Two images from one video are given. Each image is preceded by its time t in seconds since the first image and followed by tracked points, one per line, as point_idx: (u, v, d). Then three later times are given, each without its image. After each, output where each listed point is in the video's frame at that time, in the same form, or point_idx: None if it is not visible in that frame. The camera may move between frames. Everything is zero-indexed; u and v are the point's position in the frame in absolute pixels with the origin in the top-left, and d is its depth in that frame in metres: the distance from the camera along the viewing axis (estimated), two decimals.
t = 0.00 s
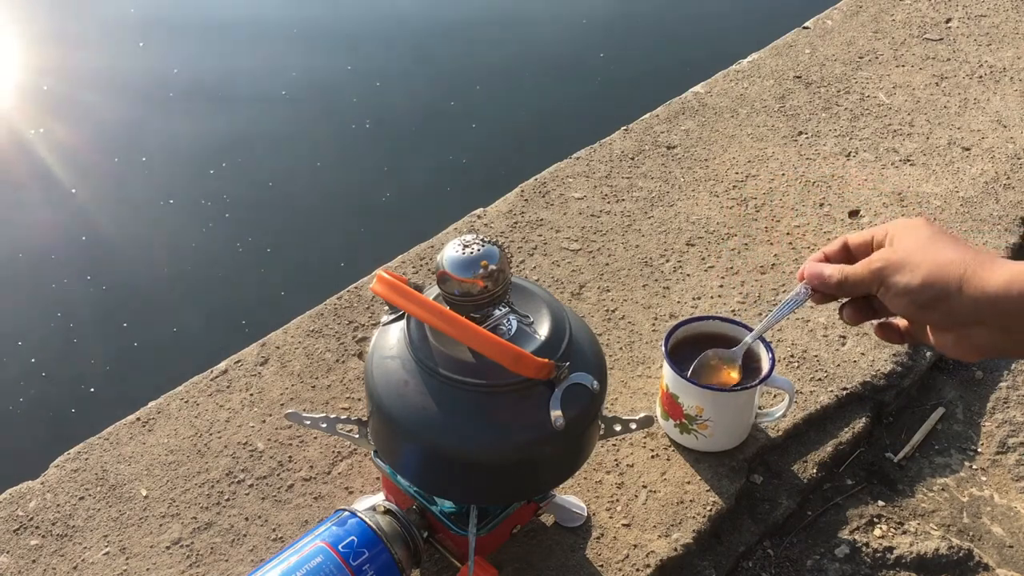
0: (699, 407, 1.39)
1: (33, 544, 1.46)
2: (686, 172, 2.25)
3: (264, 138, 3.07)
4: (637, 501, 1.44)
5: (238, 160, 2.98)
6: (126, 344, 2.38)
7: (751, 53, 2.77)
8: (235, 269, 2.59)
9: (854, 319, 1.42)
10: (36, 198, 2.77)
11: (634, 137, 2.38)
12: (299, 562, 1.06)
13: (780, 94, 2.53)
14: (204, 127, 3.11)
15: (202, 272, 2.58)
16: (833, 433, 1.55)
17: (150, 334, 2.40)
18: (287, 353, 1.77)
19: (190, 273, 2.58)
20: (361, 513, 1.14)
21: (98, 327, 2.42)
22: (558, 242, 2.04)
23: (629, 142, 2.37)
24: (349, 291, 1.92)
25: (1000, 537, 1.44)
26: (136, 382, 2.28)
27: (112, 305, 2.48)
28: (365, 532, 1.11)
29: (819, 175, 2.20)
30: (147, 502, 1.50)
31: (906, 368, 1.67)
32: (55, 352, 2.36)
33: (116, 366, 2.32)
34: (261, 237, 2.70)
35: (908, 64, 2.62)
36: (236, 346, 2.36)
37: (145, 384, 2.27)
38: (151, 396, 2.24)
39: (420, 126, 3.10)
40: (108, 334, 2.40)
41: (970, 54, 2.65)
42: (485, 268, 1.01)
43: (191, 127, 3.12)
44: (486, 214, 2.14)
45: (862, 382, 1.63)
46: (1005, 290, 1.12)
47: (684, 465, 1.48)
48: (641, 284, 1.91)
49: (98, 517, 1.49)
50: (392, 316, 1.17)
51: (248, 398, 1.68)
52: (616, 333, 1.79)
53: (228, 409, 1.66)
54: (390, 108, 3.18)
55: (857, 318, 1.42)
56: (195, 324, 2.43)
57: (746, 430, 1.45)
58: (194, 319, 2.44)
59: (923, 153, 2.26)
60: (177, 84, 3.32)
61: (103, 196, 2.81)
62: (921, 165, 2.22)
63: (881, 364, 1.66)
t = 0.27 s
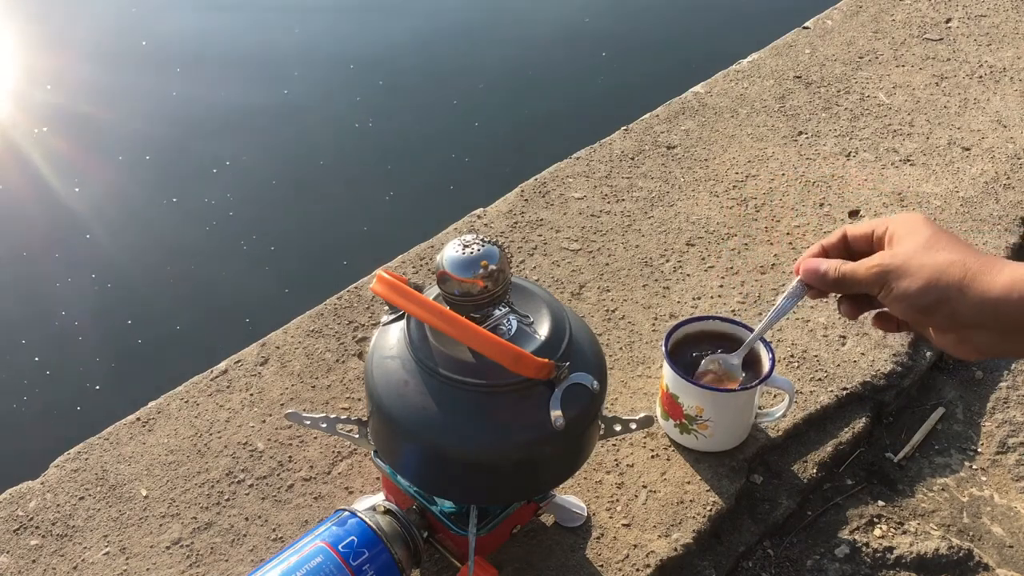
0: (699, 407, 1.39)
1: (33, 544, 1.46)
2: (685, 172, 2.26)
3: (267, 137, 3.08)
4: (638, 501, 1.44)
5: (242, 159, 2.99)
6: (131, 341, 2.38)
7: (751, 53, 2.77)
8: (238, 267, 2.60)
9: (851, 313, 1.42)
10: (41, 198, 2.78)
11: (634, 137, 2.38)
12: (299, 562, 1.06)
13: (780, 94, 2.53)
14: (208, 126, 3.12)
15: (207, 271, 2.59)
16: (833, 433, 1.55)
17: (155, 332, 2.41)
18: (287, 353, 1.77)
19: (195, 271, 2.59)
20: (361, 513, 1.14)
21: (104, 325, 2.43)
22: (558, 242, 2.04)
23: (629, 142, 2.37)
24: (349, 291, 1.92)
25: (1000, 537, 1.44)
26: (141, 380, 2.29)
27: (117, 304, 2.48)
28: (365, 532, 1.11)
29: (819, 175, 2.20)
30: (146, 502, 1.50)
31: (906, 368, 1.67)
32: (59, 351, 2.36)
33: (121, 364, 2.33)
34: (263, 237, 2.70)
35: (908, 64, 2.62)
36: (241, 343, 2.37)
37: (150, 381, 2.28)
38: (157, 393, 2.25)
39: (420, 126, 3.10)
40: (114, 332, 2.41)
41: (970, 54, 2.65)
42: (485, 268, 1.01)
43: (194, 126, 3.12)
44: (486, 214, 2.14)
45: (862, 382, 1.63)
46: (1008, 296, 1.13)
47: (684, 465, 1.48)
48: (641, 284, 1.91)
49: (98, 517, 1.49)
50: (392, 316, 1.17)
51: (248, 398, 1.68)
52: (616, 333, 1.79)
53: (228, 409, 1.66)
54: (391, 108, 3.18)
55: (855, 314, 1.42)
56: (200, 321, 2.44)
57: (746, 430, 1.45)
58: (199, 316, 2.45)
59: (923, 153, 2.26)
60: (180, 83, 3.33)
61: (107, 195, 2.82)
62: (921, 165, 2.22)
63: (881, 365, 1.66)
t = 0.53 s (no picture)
0: (699, 407, 1.39)
1: (33, 544, 1.46)
2: (685, 172, 2.26)
3: (270, 136, 3.08)
4: (638, 501, 1.44)
5: (245, 158, 2.99)
6: (135, 339, 2.39)
7: (751, 53, 2.77)
8: (241, 265, 2.60)
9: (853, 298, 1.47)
10: (44, 196, 2.78)
11: (634, 137, 2.38)
12: (299, 562, 1.06)
13: (780, 94, 2.53)
14: (210, 125, 3.13)
15: (210, 269, 2.60)
16: (833, 433, 1.55)
17: (158, 330, 2.42)
18: (287, 353, 1.77)
19: (199, 269, 2.59)
20: (361, 513, 1.14)
21: (107, 323, 2.43)
22: (558, 242, 2.04)
23: (629, 142, 2.37)
24: (349, 291, 1.92)
25: (1000, 537, 1.44)
26: (145, 378, 2.29)
27: (120, 302, 2.49)
28: (365, 532, 1.11)
29: (819, 175, 2.20)
30: (147, 502, 1.50)
31: (906, 368, 1.67)
32: (63, 348, 2.36)
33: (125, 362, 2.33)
34: (265, 235, 2.70)
35: (909, 64, 2.62)
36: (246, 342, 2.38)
37: (154, 379, 2.28)
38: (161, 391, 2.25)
39: (420, 126, 3.10)
40: (118, 330, 2.41)
41: (970, 54, 2.65)
42: (485, 268, 1.01)
43: (196, 124, 3.13)
44: (486, 214, 2.14)
45: (862, 383, 1.63)
46: (1014, 286, 1.17)
47: (684, 465, 1.48)
48: (641, 284, 1.91)
49: (98, 517, 1.49)
50: (392, 316, 1.17)
51: (248, 398, 1.68)
52: (616, 333, 1.79)
53: (228, 409, 1.66)
54: (391, 108, 3.18)
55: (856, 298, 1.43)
56: (203, 319, 2.44)
57: (746, 430, 1.45)
58: (203, 314, 2.46)
59: (923, 153, 2.26)
60: (182, 82, 3.33)
61: (110, 193, 2.83)
62: (921, 165, 2.22)
63: (881, 365, 1.66)
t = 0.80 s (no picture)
0: (699, 407, 1.39)
1: (33, 544, 1.46)
2: (686, 172, 2.26)
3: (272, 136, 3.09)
4: (637, 501, 1.44)
5: (248, 157, 3.00)
6: (139, 337, 2.40)
7: (751, 53, 2.77)
8: (244, 264, 2.61)
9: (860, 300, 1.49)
10: (48, 195, 2.79)
11: (634, 137, 2.38)
12: (298, 562, 1.06)
13: (780, 94, 2.53)
14: (213, 124, 3.14)
15: (214, 267, 2.60)
16: (833, 433, 1.55)
17: (162, 328, 2.42)
18: (287, 353, 1.77)
19: (202, 268, 2.60)
20: (361, 513, 1.14)
21: (112, 322, 2.44)
22: (558, 242, 2.04)
23: (629, 142, 2.37)
24: (349, 291, 1.92)
25: (1000, 537, 1.44)
26: (149, 376, 2.30)
27: (124, 300, 2.49)
28: (365, 532, 1.11)
29: (819, 175, 2.20)
30: (147, 502, 1.50)
31: (906, 368, 1.67)
32: (67, 347, 2.37)
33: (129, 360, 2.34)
34: (267, 234, 2.71)
35: (909, 64, 2.62)
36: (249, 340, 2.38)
37: (158, 377, 2.29)
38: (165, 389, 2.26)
39: (420, 127, 3.10)
40: (122, 328, 2.42)
41: (970, 54, 2.65)
42: (485, 268, 1.01)
43: (199, 124, 3.14)
44: (486, 214, 2.14)
45: (862, 383, 1.63)
46: (1018, 275, 1.17)
47: (684, 465, 1.48)
48: (641, 284, 1.91)
49: (98, 517, 1.49)
50: (392, 316, 1.17)
51: (248, 398, 1.68)
52: (616, 333, 1.79)
53: (228, 409, 1.66)
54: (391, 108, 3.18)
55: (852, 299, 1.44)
56: (207, 318, 2.45)
57: (746, 430, 1.45)
58: (207, 313, 2.46)
59: (923, 153, 2.26)
60: (185, 82, 3.34)
61: (114, 193, 2.84)
62: (921, 165, 2.22)
63: (881, 365, 1.66)
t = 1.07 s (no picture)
0: (699, 407, 1.39)
1: (33, 544, 1.46)
2: (686, 172, 2.26)
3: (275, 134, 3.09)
4: (637, 501, 1.44)
5: (251, 155, 3.00)
6: (144, 335, 2.40)
7: (751, 54, 2.77)
8: (248, 262, 2.61)
9: (865, 290, 1.51)
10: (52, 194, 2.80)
11: (634, 137, 2.38)
12: (299, 562, 1.06)
13: (780, 94, 2.53)
14: (216, 122, 3.14)
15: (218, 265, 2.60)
16: (833, 433, 1.55)
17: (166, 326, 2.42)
18: (287, 353, 1.77)
19: (206, 266, 2.60)
20: (361, 513, 1.14)
21: (116, 320, 2.44)
22: (558, 242, 2.04)
23: (629, 142, 2.37)
24: (349, 291, 1.92)
25: (1000, 537, 1.44)
26: (154, 373, 2.30)
27: (129, 298, 2.50)
28: (365, 532, 1.11)
29: (819, 175, 2.20)
30: (146, 502, 1.50)
31: (906, 368, 1.67)
32: (71, 345, 2.37)
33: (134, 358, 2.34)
34: (269, 233, 2.71)
35: (909, 64, 2.62)
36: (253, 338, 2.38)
37: (163, 375, 2.29)
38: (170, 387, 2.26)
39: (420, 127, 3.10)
40: (127, 326, 2.42)
41: (970, 54, 2.65)
42: (485, 268, 1.01)
43: (202, 122, 3.14)
44: (486, 214, 2.14)
45: (862, 383, 1.63)
46: None
47: (684, 465, 1.48)
48: (641, 284, 1.91)
49: (98, 517, 1.49)
50: (392, 316, 1.17)
51: (248, 398, 1.68)
52: (616, 333, 1.79)
53: (228, 409, 1.66)
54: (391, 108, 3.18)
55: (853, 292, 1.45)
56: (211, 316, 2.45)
57: (746, 430, 1.45)
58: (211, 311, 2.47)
59: (923, 153, 2.26)
60: (187, 80, 3.34)
61: (117, 191, 2.84)
62: (920, 165, 2.22)
63: (881, 365, 1.66)
